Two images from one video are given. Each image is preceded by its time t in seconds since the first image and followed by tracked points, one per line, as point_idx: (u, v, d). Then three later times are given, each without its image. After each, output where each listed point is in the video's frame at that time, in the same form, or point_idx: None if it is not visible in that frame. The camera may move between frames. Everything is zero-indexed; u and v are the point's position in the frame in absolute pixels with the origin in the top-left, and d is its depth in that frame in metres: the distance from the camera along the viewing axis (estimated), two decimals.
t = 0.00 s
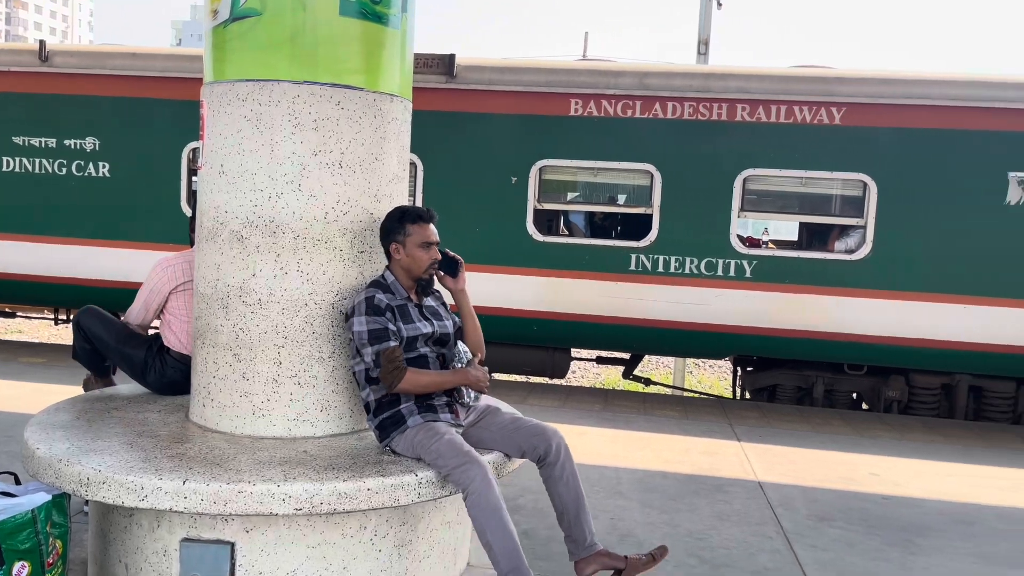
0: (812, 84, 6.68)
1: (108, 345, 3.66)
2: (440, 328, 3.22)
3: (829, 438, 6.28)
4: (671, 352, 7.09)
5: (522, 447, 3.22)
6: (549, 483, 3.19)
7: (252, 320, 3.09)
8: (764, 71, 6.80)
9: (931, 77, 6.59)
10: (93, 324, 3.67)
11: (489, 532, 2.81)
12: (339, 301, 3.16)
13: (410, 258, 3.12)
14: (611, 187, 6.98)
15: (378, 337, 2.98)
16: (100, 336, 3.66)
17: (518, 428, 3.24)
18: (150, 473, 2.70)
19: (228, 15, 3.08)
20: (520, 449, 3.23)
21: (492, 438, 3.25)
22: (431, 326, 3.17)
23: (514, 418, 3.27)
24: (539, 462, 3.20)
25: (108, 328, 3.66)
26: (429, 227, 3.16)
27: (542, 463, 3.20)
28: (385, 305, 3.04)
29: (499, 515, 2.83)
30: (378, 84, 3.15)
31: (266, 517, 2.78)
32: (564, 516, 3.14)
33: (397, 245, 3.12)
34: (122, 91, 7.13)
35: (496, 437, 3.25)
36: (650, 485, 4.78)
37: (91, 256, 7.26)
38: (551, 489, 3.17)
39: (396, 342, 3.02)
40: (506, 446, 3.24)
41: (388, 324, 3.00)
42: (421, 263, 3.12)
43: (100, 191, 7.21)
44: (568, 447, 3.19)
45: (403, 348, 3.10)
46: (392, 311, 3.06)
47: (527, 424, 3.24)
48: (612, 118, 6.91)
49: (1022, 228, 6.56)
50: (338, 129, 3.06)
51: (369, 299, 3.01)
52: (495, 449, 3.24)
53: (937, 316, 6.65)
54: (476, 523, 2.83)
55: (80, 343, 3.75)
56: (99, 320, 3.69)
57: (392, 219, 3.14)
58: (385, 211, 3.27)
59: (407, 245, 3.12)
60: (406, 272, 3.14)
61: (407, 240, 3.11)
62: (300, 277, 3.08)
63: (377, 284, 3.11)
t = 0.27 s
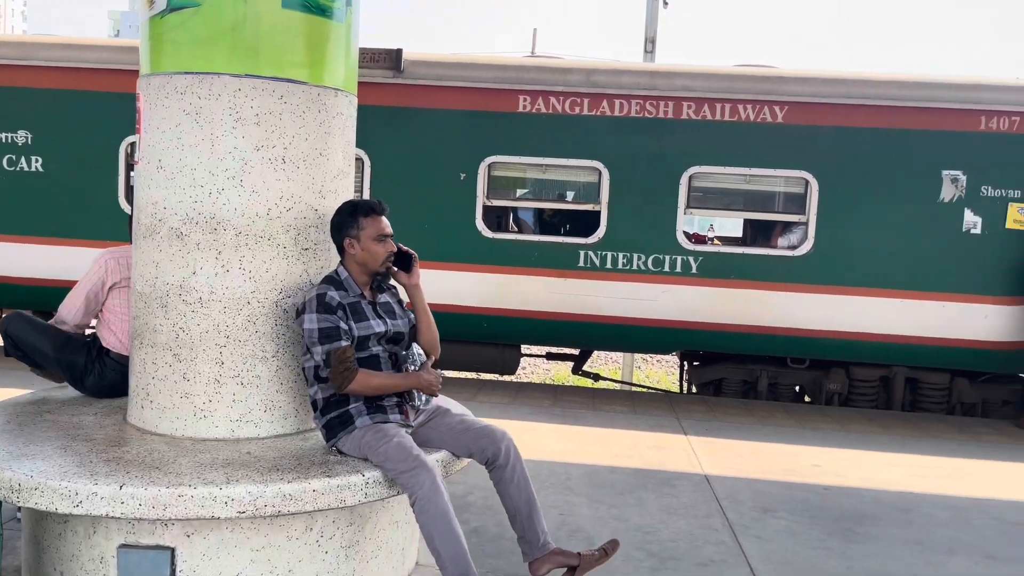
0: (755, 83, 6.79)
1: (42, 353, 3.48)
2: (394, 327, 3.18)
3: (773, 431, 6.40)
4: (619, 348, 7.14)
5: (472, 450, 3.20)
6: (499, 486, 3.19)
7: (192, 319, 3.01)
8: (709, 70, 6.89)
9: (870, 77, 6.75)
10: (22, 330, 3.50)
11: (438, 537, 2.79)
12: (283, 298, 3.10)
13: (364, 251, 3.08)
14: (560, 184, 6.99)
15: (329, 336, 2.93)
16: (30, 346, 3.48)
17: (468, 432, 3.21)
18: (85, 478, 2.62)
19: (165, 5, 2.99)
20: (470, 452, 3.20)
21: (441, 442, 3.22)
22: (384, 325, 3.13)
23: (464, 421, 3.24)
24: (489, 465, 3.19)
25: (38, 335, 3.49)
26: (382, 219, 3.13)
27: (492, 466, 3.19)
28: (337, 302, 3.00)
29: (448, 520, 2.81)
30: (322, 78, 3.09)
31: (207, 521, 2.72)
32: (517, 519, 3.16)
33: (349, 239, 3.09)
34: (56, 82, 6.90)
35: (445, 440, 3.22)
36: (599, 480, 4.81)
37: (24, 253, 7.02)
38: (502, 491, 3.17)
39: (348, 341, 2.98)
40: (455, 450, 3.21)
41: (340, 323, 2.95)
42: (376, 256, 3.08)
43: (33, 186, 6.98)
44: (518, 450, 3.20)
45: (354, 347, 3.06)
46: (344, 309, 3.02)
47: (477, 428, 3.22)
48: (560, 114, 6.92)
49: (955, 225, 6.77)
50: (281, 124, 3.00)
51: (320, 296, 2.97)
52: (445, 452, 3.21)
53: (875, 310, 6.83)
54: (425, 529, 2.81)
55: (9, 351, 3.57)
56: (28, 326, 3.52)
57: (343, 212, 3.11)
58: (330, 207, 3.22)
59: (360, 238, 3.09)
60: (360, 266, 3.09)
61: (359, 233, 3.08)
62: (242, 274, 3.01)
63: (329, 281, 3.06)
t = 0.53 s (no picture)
0: (704, 81, 6.86)
1: None
2: (354, 329, 3.13)
3: (723, 424, 6.49)
4: (571, 343, 7.17)
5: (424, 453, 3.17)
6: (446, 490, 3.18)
7: (135, 318, 2.93)
8: (659, 67, 6.94)
9: (815, 76, 6.86)
10: None
11: (376, 547, 2.76)
12: (230, 296, 3.03)
13: (329, 249, 3.07)
14: (511, 180, 7.00)
15: (285, 336, 2.89)
16: None
17: (423, 435, 3.17)
18: (21, 482, 2.53)
19: None
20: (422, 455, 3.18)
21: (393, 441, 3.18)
22: (344, 327, 3.08)
23: (421, 425, 3.20)
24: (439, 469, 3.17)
25: None
26: (353, 218, 3.13)
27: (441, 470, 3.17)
28: (296, 301, 2.96)
29: (390, 530, 2.78)
30: (269, 72, 3.04)
31: (152, 524, 2.65)
32: (456, 524, 3.15)
33: (317, 234, 3.08)
34: None
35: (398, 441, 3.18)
36: (552, 475, 4.82)
37: None
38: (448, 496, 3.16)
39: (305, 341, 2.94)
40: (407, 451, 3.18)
41: (297, 323, 2.92)
42: (341, 253, 3.07)
43: None
44: (469, 455, 3.18)
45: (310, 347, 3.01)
46: (303, 309, 2.98)
47: (433, 432, 3.19)
48: (511, 111, 6.92)
49: (896, 220, 6.94)
50: (226, 117, 2.94)
51: (279, 294, 2.93)
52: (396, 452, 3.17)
53: (820, 304, 6.97)
54: (365, 534, 2.79)
55: None
56: None
57: (313, 207, 3.11)
58: (278, 203, 3.16)
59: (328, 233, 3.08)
60: (323, 263, 3.07)
61: (328, 228, 3.08)
62: (187, 271, 2.94)
63: (291, 277, 3.02)
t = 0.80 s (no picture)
0: (660, 77, 6.91)
1: None
2: (321, 332, 3.10)
3: (680, 417, 6.57)
4: (530, 339, 7.19)
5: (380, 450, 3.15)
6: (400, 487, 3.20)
7: (83, 316, 2.86)
8: (616, 64, 6.97)
9: (769, 74, 6.94)
10: None
11: (323, 545, 2.78)
12: (182, 293, 2.97)
13: (305, 248, 3.04)
14: (469, 176, 6.97)
15: (250, 334, 2.85)
16: None
17: (381, 432, 3.14)
18: None
19: None
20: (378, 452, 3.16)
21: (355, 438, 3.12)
22: (311, 328, 3.05)
23: (380, 422, 3.16)
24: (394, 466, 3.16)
25: None
26: (332, 219, 3.11)
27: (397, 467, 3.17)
28: (268, 300, 2.92)
29: (340, 530, 2.80)
30: (221, 64, 2.98)
31: (103, 527, 2.59)
32: (406, 522, 3.17)
33: (297, 230, 3.05)
34: None
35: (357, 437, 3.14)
36: (511, 470, 4.83)
37: None
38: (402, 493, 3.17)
39: (270, 342, 2.90)
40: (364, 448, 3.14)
41: (264, 323, 2.87)
42: (317, 253, 3.04)
43: None
44: (426, 456, 3.20)
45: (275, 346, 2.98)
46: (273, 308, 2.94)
47: (392, 430, 3.16)
48: (468, 106, 6.90)
49: (847, 216, 7.09)
50: (177, 110, 2.88)
51: (251, 291, 2.88)
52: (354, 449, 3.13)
53: (774, 298, 7.09)
54: (314, 532, 2.80)
55: None
56: None
57: (293, 204, 3.09)
58: (231, 198, 3.10)
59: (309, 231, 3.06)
60: (297, 261, 3.03)
61: (309, 226, 3.06)
62: (137, 268, 2.88)
63: (264, 272, 2.97)
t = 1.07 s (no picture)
0: (624, 74, 6.94)
1: None
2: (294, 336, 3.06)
3: (645, 412, 6.62)
4: (495, 335, 7.19)
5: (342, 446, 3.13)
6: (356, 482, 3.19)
7: (38, 315, 2.80)
8: (580, 60, 6.98)
9: (731, 71, 7.00)
10: None
11: (284, 544, 2.77)
12: (141, 291, 2.92)
13: (279, 248, 3.01)
14: (434, 172, 6.95)
15: (223, 335, 2.81)
16: None
17: (350, 430, 3.13)
18: None
19: None
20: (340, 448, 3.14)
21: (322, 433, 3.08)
22: (285, 332, 3.02)
23: (347, 419, 3.16)
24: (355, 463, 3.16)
25: None
26: (307, 220, 3.07)
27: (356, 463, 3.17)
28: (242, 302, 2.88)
29: (303, 530, 2.79)
30: (180, 57, 2.93)
31: (60, 530, 2.53)
32: (358, 519, 3.18)
33: (273, 231, 3.02)
34: None
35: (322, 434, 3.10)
36: (477, 467, 4.83)
37: None
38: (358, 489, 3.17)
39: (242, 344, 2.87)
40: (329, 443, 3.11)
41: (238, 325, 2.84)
42: (290, 253, 3.01)
43: None
44: (389, 456, 3.21)
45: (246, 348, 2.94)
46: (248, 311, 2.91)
47: (358, 428, 3.15)
48: (433, 102, 6.87)
49: (807, 212, 7.19)
50: (134, 104, 2.83)
51: (226, 292, 2.85)
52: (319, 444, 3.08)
53: (737, 293, 7.17)
54: (276, 531, 2.79)
55: None
56: None
57: (270, 205, 3.06)
58: (191, 194, 3.05)
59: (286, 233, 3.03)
60: (272, 261, 3.00)
61: (285, 227, 3.03)
62: (94, 265, 2.82)
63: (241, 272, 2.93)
